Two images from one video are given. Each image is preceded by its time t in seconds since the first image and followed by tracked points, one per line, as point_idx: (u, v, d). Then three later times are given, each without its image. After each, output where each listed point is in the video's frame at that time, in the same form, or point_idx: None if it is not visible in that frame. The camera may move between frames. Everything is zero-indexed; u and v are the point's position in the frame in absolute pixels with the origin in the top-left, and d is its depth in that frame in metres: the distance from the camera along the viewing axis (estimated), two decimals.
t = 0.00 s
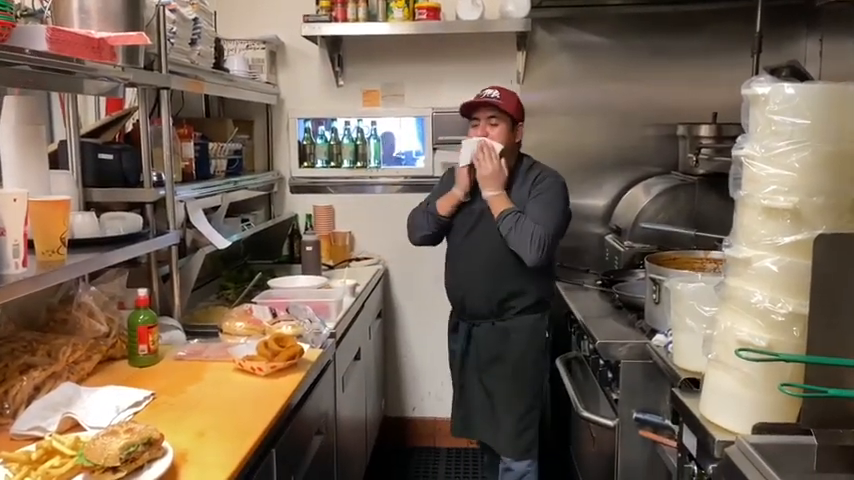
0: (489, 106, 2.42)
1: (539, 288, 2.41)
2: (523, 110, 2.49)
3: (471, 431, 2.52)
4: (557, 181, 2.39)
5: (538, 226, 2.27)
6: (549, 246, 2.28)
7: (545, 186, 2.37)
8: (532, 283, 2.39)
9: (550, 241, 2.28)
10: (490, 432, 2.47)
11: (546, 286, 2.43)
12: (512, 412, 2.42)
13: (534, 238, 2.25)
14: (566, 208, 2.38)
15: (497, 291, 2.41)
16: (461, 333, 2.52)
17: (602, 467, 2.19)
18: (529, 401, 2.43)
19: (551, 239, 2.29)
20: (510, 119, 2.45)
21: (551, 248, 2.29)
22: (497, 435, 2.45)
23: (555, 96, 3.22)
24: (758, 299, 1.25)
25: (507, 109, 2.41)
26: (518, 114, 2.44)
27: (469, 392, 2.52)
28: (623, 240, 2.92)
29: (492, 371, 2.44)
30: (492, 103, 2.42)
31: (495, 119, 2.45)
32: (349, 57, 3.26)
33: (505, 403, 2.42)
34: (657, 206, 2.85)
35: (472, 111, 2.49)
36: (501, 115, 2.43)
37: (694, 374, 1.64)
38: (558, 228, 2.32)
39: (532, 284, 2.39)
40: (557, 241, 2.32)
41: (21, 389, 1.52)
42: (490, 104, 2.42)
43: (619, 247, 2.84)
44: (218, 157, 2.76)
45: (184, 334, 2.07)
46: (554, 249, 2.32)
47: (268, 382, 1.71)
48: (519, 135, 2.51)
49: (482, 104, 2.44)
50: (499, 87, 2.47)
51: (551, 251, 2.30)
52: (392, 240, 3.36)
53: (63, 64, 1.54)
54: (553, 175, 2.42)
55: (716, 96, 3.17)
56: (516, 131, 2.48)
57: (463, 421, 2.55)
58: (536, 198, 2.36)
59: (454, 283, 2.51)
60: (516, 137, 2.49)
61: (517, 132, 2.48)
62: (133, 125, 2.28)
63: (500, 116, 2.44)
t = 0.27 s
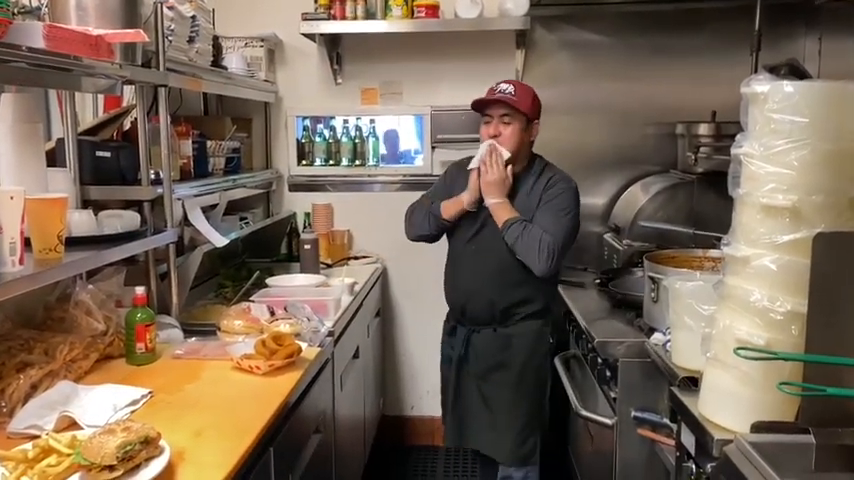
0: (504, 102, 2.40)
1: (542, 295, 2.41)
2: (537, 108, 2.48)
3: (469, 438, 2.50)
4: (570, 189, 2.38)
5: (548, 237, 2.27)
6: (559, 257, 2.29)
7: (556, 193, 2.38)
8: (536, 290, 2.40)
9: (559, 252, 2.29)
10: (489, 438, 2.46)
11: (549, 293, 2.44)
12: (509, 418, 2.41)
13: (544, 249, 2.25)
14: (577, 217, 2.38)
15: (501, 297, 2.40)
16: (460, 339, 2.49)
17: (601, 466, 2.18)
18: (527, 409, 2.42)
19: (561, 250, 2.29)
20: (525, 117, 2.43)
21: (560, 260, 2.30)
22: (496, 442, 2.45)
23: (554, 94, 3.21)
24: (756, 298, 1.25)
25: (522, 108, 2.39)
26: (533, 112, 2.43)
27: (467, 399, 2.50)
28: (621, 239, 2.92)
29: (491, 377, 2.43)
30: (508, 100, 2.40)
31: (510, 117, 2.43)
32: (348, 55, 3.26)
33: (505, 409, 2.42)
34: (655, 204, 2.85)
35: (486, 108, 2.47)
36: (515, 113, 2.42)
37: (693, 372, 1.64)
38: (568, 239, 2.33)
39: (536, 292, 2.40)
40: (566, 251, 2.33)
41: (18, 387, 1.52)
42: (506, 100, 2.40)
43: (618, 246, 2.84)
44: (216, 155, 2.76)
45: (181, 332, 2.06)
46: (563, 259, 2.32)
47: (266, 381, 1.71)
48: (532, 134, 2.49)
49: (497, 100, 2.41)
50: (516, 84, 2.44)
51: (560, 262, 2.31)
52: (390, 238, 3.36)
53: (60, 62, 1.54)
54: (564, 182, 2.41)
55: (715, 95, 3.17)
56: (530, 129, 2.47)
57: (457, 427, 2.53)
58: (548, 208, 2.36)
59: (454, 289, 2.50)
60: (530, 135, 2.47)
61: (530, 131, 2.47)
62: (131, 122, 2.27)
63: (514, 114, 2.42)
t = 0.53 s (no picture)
0: (498, 107, 2.25)
1: (551, 301, 2.33)
2: (537, 106, 2.30)
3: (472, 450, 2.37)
4: (582, 195, 2.26)
5: (573, 257, 2.16)
6: (585, 274, 2.19)
7: (572, 201, 2.25)
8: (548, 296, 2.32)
9: (585, 269, 2.19)
10: (494, 450, 2.35)
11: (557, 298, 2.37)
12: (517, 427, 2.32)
13: (572, 271, 2.14)
14: (592, 222, 2.28)
15: (513, 304, 2.30)
16: (465, 349, 2.36)
17: (600, 465, 2.18)
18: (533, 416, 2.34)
19: (586, 266, 2.20)
20: (523, 120, 2.26)
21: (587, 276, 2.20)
22: (502, 453, 2.34)
23: (554, 92, 3.21)
24: (756, 296, 1.25)
25: (516, 110, 2.23)
26: (530, 113, 2.26)
27: (471, 412, 2.37)
28: (621, 237, 2.92)
29: (499, 385, 2.33)
30: (502, 104, 2.25)
31: (507, 122, 2.27)
32: (347, 53, 3.25)
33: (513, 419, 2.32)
34: (655, 203, 2.84)
35: (480, 112, 2.31)
36: (511, 117, 2.25)
37: (692, 371, 1.63)
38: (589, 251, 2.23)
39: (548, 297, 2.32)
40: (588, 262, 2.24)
41: (16, 385, 1.52)
42: (500, 105, 2.25)
43: (617, 244, 2.84)
44: (216, 153, 2.75)
45: (180, 330, 2.06)
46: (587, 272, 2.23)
47: (264, 379, 1.70)
48: (534, 134, 2.32)
49: (492, 106, 2.26)
50: (511, 84, 2.28)
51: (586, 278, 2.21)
52: (390, 236, 3.36)
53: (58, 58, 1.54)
54: (574, 186, 2.28)
55: (715, 93, 3.16)
56: (531, 131, 2.30)
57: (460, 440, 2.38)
58: (566, 220, 2.24)
59: (461, 295, 2.36)
60: (531, 138, 2.30)
61: (531, 133, 2.30)
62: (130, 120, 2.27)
63: (511, 118, 2.26)
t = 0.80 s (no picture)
0: (486, 109, 2.21)
1: (551, 305, 2.32)
2: (525, 104, 2.27)
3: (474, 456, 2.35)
4: (582, 191, 2.26)
5: (586, 255, 2.15)
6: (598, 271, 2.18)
7: (573, 198, 2.25)
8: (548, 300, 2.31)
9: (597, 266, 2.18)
10: (499, 454, 2.34)
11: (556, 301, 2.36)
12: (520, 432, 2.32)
13: (587, 270, 2.13)
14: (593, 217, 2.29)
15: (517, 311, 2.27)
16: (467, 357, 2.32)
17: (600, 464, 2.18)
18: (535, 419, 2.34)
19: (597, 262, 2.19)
20: (512, 120, 2.23)
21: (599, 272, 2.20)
22: (507, 457, 2.34)
23: (555, 90, 3.20)
24: (757, 295, 1.25)
25: (504, 111, 2.20)
26: (518, 112, 2.23)
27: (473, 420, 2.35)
28: (622, 236, 2.91)
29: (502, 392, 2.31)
30: (489, 106, 2.21)
31: (495, 122, 2.23)
32: (348, 51, 3.25)
33: (518, 424, 2.31)
34: (656, 201, 2.84)
35: (468, 115, 2.28)
36: (500, 117, 2.22)
37: (693, 370, 1.63)
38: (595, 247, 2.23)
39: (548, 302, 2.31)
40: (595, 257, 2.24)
41: (16, 383, 1.51)
42: (487, 106, 2.21)
43: (618, 242, 2.83)
44: (216, 150, 2.75)
45: (180, 328, 2.05)
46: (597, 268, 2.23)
47: (265, 377, 1.70)
48: (524, 133, 2.29)
49: (479, 107, 2.22)
50: (497, 84, 2.25)
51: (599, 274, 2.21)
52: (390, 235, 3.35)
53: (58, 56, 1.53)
54: (572, 182, 2.28)
55: (716, 92, 3.16)
56: (521, 130, 2.27)
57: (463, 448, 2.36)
58: (571, 218, 2.23)
59: (461, 303, 2.31)
60: (521, 137, 2.27)
61: (520, 132, 2.27)
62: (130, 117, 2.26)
63: (500, 118, 2.22)
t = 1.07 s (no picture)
0: (449, 112, 2.22)
1: (540, 313, 2.31)
2: (489, 107, 2.27)
3: (479, 469, 2.35)
4: (558, 184, 2.27)
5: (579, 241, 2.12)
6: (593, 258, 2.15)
7: (552, 191, 2.25)
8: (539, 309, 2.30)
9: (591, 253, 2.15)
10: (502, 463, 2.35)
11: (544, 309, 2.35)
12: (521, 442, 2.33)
13: (582, 255, 2.09)
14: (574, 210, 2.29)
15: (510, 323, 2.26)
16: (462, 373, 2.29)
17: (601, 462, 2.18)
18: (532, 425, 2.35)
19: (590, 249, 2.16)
20: (475, 122, 2.23)
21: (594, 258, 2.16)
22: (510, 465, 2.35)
23: (557, 89, 3.20)
24: (759, 293, 1.25)
25: (466, 114, 2.20)
26: (482, 114, 2.22)
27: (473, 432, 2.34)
28: (623, 234, 2.91)
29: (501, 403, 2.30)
30: (452, 109, 2.22)
31: (460, 125, 2.24)
32: (350, 48, 3.25)
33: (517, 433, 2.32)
34: (658, 199, 2.84)
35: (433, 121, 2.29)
36: (464, 120, 2.23)
37: (695, 368, 1.63)
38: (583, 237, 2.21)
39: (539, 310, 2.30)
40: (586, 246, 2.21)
41: (18, 380, 1.52)
42: (450, 109, 2.22)
43: (620, 240, 2.83)
44: (218, 148, 2.75)
45: (182, 326, 2.06)
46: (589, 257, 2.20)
47: (267, 374, 1.70)
48: (492, 135, 2.28)
49: (443, 111, 2.23)
50: (460, 87, 2.25)
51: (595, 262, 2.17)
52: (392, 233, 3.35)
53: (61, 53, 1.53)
54: (547, 176, 2.28)
55: (719, 90, 3.15)
56: (487, 133, 2.27)
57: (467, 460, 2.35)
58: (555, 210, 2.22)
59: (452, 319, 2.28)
60: (488, 139, 2.27)
61: (487, 134, 2.27)
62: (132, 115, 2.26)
63: (463, 121, 2.23)
